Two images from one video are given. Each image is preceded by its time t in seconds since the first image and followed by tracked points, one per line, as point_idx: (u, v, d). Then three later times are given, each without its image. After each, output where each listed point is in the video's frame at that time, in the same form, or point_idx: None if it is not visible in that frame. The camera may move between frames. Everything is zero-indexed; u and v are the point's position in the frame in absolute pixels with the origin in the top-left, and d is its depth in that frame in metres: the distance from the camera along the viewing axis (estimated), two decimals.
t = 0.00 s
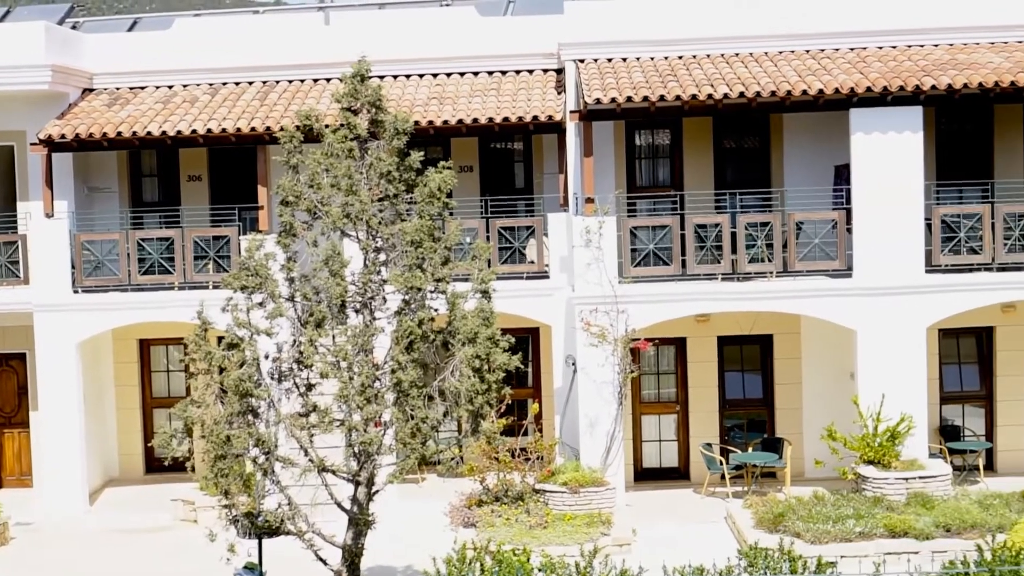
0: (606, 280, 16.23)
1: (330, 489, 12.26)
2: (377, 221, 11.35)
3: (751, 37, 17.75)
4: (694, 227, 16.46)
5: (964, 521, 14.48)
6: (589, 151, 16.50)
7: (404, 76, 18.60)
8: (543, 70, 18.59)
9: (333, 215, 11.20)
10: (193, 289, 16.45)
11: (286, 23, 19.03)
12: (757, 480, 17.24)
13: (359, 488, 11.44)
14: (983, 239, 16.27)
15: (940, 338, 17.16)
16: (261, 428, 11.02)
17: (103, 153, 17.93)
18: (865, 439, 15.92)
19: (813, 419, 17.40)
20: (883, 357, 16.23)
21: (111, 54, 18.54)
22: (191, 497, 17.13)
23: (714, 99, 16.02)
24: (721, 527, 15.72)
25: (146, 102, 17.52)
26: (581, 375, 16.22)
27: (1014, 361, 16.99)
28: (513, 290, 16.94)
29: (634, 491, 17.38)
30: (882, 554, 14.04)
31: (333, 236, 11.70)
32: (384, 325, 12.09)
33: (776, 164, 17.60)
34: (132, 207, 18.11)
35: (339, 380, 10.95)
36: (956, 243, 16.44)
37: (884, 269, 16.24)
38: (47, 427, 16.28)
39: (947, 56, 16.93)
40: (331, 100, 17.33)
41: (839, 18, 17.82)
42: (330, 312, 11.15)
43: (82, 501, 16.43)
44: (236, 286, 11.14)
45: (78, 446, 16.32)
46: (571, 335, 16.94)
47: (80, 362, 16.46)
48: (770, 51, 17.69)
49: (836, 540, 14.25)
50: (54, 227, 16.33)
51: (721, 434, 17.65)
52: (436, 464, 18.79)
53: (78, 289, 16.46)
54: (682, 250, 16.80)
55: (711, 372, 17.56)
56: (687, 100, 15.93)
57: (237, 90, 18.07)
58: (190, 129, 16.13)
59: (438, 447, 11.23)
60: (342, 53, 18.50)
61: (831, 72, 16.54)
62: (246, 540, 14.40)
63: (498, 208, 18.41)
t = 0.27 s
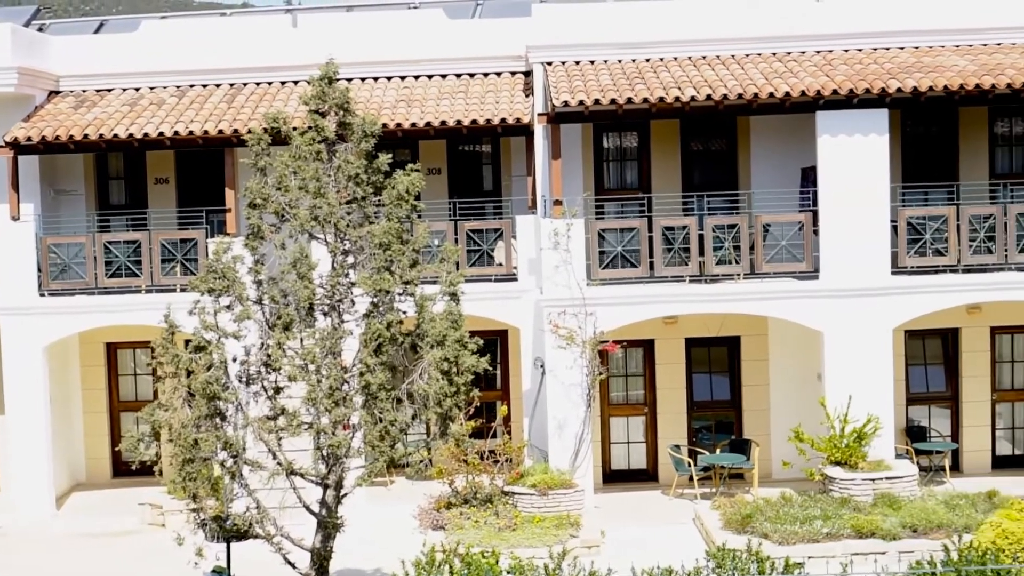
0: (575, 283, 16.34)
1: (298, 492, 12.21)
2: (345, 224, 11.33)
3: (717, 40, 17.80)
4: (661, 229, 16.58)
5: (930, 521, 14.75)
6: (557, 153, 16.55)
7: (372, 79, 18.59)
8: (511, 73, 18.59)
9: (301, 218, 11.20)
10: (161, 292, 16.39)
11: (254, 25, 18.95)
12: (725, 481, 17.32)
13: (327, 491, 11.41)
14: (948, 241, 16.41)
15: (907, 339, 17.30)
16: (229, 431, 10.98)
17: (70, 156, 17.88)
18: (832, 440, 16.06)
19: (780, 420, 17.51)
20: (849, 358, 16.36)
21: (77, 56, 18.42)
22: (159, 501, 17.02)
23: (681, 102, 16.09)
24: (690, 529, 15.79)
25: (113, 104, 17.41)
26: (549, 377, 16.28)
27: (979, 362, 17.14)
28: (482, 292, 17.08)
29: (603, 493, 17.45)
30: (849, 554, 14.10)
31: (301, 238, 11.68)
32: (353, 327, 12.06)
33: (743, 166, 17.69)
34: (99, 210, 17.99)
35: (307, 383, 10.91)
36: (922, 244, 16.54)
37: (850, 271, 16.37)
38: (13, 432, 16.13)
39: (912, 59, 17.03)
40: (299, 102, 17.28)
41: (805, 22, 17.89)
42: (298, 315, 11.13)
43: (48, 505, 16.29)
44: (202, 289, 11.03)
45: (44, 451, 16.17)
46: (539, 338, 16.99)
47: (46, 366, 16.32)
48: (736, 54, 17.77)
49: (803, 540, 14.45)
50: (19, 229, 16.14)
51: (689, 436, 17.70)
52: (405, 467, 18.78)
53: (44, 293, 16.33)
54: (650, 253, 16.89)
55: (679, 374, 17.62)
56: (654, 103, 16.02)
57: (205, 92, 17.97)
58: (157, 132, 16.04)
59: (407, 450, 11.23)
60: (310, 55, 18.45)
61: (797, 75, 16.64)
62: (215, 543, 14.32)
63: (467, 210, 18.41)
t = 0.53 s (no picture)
0: (547, 285, 16.37)
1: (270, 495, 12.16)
2: (317, 226, 11.30)
3: (688, 43, 17.77)
4: (633, 231, 16.68)
5: (901, 521, 14.86)
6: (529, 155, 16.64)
7: (343, 81, 18.55)
8: (483, 75, 18.55)
9: (272, 220, 11.16)
10: (132, 295, 16.33)
11: (225, 27, 18.88)
12: (697, 483, 17.39)
13: (299, 494, 11.39)
14: (918, 243, 16.53)
15: (878, 340, 17.41)
16: (201, 434, 10.93)
17: (40, 159, 17.75)
18: (804, 441, 16.17)
19: (752, 421, 17.59)
20: (820, 359, 16.47)
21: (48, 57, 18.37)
22: (130, 504, 16.91)
23: (653, 104, 16.16)
24: (661, 530, 15.89)
25: (83, 106, 17.29)
26: (522, 379, 16.31)
27: (949, 363, 17.27)
28: (453, 294, 17.03)
29: (575, 495, 17.48)
30: (821, 554, 14.16)
31: (273, 241, 11.63)
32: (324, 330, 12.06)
33: (714, 168, 17.74)
34: (70, 213, 17.88)
35: (280, 386, 10.86)
36: (892, 246, 16.68)
37: (821, 273, 16.47)
38: None
39: (882, 62, 17.09)
40: (271, 104, 17.21)
41: (776, 24, 17.93)
42: (270, 317, 11.08)
43: (18, 509, 16.16)
44: (173, 292, 10.99)
45: (14, 454, 16.05)
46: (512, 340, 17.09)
47: (16, 369, 16.19)
48: (708, 56, 17.75)
49: (776, 542, 14.57)
50: None
51: (662, 437, 17.74)
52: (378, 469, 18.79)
53: (14, 296, 16.21)
54: (622, 256, 17.02)
55: (651, 375, 17.67)
56: (626, 105, 16.07)
57: (176, 94, 17.89)
58: (128, 134, 15.94)
59: (379, 452, 11.23)
60: (282, 57, 18.41)
61: (768, 77, 16.72)
62: (186, 546, 14.25)
63: (439, 213, 18.42)
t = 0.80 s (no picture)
0: (514, 287, 16.44)
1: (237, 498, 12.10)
2: (284, 229, 11.28)
3: (654, 45, 17.76)
4: (600, 234, 16.83)
5: (866, 521, 15.00)
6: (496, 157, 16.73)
7: (309, 83, 18.46)
8: (450, 77, 18.50)
9: (238, 223, 11.07)
10: (97, 297, 16.25)
11: (191, 28, 18.79)
12: (664, 484, 17.47)
13: (266, 497, 11.34)
14: (883, 244, 16.65)
15: (843, 341, 17.57)
16: (167, 437, 10.85)
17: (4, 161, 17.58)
18: (769, 442, 16.32)
19: (718, 422, 17.68)
20: (786, 361, 16.61)
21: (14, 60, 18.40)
22: (96, 508, 16.77)
23: (619, 106, 16.23)
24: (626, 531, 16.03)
25: (48, 108, 17.16)
26: (489, 381, 16.38)
27: (913, 364, 17.42)
28: (419, 295, 17.08)
29: (543, 497, 17.52)
30: (787, 555, 14.36)
31: (239, 243, 11.59)
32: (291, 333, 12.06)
33: (681, 169, 17.77)
34: (34, 216, 17.73)
35: (245, 389, 10.78)
36: (857, 248, 16.84)
37: (787, 274, 16.60)
38: None
39: (848, 64, 17.17)
40: (237, 107, 17.14)
41: (742, 26, 17.96)
42: (236, 320, 11.05)
43: None
44: (139, 294, 10.93)
45: None
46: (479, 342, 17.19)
47: None
48: (674, 59, 17.72)
49: (742, 542, 14.69)
50: None
51: (628, 438, 17.79)
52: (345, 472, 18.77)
53: None
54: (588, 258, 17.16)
55: (618, 377, 17.67)
56: (592, 107, 16.14)
57: (142, 96, 17.79)
58: (93, 136, 15.82)
59: (346, 454, 11.21)
60: (248, 60, 18.37)
61: (734, 80, 16.80)
62: (153, 550, 14.14)
63: (406, 215, 18.44)
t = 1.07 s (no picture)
0: (480, 289, 16.63)
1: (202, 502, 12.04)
2: (249, 231, 11.23)
3: (619, 47, 17.82)
4: (566, 235, 16.91)
5: (831, 522, 15.18)
6: (461, 159, 16.78)
7: (275, 85, 18.41)
8: (415, 79, 18.51)
9: (203, 225, 11.05)
10: (61, 300, 16.04)
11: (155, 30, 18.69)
12: (630, 485, 17.54)
13: (232, 500, 11.29)
14: (847, 246, 16.76)
15: (808, 342, 17.68)
16: (131, 441, 10.78)
17: None
18: (735, 443, 16.46)
19: (684, 423, 17.73)
20: (751, 362, 16.75)
21: None
22: (60, 512, 16.62)
23: (585, 108, 16.29)
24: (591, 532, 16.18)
25: (11, 110, 17.01)
26: (456, 383, 16.50)
27: (877, 364, 17.57)
28: (385, 297, 17.19)
29: (509, 499, 17.54)
30: (753, 556, 14.46)
31: (204, 246, 11.54)
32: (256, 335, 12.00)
33: (646, 169, 17.83)
34: None
35: (211, 392, 10.77)
36: (822, 249, 16.92)
37: (751, 276, 16.75)
38: None
39: (812, 66, 17.28)
40: (202, 109, 17.05)
41: (706, 28, 17.97)
42: (201, 323, 10.99)
43: None
44: (104, 297, 10.87)
45: None
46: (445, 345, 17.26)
47: None
48: (639, 61, 17.77)
49: (707, 543, 14.84)
50: None
51: (595, 440, 17.82)
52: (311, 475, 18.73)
53: None
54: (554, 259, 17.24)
55: (583, 378, 17.72)
56: (558, 109, 16.21)
57: (106, 98, 17.68)
58: (57, 138, 15.69)
59: (312, 457, 11.16)
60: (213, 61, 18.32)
61: (698, 82, 16.89)
62: (118, 554, 14.04)
63: (371, 217, 18.39)
